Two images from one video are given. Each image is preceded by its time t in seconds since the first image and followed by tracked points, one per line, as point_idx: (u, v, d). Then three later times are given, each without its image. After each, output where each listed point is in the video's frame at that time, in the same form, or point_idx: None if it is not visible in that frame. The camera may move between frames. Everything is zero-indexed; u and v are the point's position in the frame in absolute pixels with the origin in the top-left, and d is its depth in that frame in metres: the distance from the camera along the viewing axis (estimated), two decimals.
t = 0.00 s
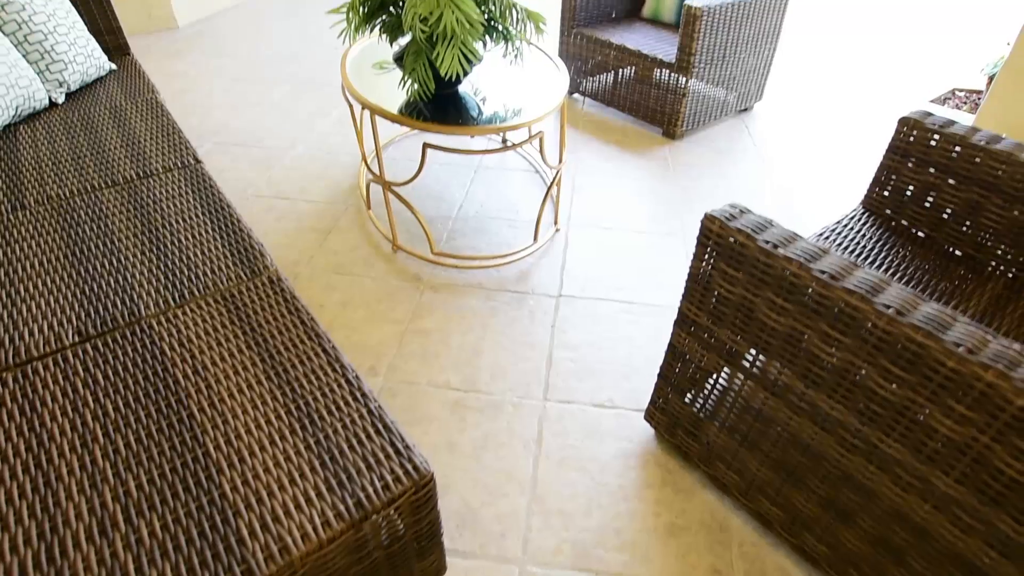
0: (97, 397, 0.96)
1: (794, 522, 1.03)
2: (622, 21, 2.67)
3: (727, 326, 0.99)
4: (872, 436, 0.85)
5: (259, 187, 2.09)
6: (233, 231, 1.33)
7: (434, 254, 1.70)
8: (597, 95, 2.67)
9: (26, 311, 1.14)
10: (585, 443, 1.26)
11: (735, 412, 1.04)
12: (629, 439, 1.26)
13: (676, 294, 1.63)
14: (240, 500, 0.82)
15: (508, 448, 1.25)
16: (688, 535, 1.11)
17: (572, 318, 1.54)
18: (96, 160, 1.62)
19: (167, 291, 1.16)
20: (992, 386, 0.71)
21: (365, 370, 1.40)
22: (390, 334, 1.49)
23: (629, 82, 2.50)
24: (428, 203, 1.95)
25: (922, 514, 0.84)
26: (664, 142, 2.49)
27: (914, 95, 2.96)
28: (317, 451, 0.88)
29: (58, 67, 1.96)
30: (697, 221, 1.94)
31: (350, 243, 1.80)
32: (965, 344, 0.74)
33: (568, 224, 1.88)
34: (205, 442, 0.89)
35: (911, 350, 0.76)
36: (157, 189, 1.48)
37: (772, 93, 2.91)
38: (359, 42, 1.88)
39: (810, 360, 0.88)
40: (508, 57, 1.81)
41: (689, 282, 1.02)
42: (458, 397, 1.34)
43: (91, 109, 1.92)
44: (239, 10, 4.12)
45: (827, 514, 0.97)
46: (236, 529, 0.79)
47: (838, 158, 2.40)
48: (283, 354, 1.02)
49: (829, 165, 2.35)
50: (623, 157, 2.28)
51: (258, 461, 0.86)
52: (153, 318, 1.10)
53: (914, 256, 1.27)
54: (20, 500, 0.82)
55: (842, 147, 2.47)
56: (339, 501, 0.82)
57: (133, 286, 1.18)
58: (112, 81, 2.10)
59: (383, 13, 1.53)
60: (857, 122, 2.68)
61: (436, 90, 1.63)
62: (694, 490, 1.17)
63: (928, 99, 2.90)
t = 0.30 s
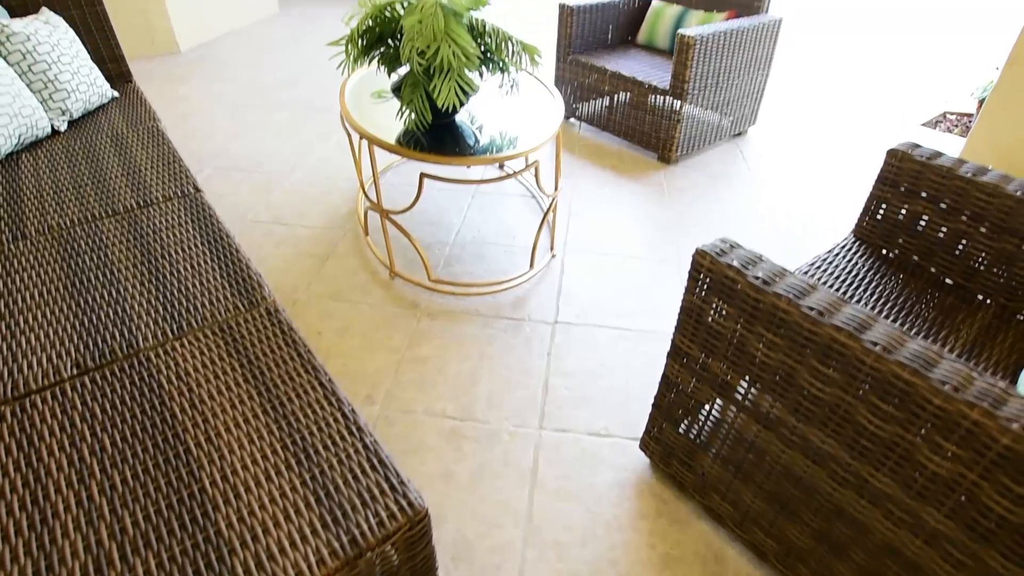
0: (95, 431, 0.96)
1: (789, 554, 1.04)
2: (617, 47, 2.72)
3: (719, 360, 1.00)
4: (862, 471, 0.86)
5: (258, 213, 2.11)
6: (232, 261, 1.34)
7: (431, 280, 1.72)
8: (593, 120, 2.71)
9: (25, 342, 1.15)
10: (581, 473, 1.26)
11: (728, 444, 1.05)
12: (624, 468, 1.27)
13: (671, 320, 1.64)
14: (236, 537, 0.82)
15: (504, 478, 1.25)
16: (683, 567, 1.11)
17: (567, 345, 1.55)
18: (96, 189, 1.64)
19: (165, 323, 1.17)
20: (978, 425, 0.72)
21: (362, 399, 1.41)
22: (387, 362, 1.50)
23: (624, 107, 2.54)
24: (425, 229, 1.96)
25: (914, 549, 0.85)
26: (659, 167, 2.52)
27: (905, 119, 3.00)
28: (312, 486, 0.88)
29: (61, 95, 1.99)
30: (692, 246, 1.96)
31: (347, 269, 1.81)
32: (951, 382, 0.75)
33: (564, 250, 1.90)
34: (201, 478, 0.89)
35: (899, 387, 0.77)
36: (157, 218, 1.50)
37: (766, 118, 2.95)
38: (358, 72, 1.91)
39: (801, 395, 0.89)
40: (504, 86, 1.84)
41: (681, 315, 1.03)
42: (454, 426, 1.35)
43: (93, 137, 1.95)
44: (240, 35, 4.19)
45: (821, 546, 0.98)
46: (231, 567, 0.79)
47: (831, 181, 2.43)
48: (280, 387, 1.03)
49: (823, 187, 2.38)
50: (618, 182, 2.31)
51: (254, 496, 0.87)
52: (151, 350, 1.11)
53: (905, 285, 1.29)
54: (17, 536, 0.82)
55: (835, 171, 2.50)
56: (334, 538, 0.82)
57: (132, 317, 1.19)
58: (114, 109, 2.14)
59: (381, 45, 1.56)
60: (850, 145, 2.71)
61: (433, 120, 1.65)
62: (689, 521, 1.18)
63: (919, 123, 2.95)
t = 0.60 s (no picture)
0: (92, 468, 0.97)
1: None
2: (613, 76, 2.78)
3: (713, 395, 1.01)
4: (855, 508, 0.87)
5: (257, 241, 2.12)
6: (231, 294, 1.36)
7: (429, 310, 1.73)
8: (589, 147, 2.75)
9: (24, 377, 1.16)
10: (577, 505, 1.26)
11: (723, 479, 1.05)
12: (620, 501, 1.27)
13: (668, 349, 1.65)
14: None
15: (501, 511, 1.25)
16: None
17: (564, 375, 1.55)
18: (98, 220, 1.66)
19: (164, 357, 1.18)
20: (967, 465, 0.72)
21: (359, 431, 1.41)
22: (384, 392, 1.51)
23: (620, 135, 2.58)
24: (423, 257, 1.98)
25: None
26: (655, 194, 2.54)
27: (897, 145, 3.06)
28: (309, 525, 0.89)
29: (64, 126, 2.03)
30: (687, 274, 1.98)
31: (346, 298, 1.83)
32: (940, 423, 0.76)
33: (561, 278, 1.92)
34: (198, 516, 0.90)
35: (889, 427, 0.78)
36: (157, 250, 1.51)
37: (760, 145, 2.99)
38: (357, 104, 1.95)
39: (794, 432, 0.90)
40: (501, 118, 1.87)
41: (675, 350, 1.04)
42: (451, 457, 1.35)
43: (95, 167, 1.97)
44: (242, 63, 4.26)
45: None
46: None
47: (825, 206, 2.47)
48: (277, 423, 1.04)
49: (817, 213, 2.41)
50: (615, 209, 2.34)
51: (251, 535, 0.87)
52: (150, 385, 1.12)
53: (898, 316, 1.30)
54: None
55: (829, 197, 2.54)
56: None
57: (131, 351, 1.20)
58: (117, 139, 2.17)
59: (380, 80, 1.59)
60: (843, 172, 2.76)
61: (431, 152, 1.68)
62: (686, 555, 1.17)
63: (911, 150, 3.00)
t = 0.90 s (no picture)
0: (88, 507, 0.96)
1: None
2: (608, 107, 2.82)
3: (707, 432, 1.01)
4: (851, 548, 0.87)
5: (256, 270, 2.14)
6: (229, 328, 1.37)
7: (426, 340, 1.74)
8: (586, 175, 2.78)
9: (22, 413, 1.16)
10: (574, 541, 1.26)
11: (719, 515, 1.05)
12: (618, 535, 1.27)
13: (664, 380, 1.66)
14: None
15: (497, 546, 1.24)
16: None
17: (561, 407, 1.56)
18: (99, 252, 1.68)
19: (162, 392, 1.19)
20: (959, 508, 0.73)
21: (357, 464, 1.41)
22: (381, 425, 1.51)
23: (616, 164, 2.61)
24: (421, 287, 2.00)
25: None
26: (651, 222, 2.57)
27: (888, 173, 3.10)
28: (303, 566, 0.89)
29: (67, 158, 2.06)
30: (684, 303, 2.00)
31: (344, 328, 1.84)
32: (931, 464, 0.76)
33: (558, 308, 1.93)
34: (193, 557, 0.89)
35: (881, 468, 0.79)
36: (157, 284, 1.53)
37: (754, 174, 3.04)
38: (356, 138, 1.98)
39: (789, 470, 0.90)
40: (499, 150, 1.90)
41: (670, 387, 1.05)
42: (447, 492, 1.35)
43: (97, 199, 2.00)
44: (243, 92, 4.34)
45: None
46: None
47: (819, 233, 2.50)
48: (273, 460, 1.05)
49: (812, 241, 2.44)
50: (611, 238, 2.36)
51: None
52: (147, 421, 1.12)
53: (890, 349, 1.31)
54: None
55: (823, 224, 2.57)
56: None
57: (129, 386, 1.21)
58: (119, 170, 2.20)
59: (379, 115, 1.62)
60: (838, 199, 2.79)
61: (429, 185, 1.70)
62: None
63: (904, 178, 3.05)
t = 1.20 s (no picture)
0: (82, 547, 0.96)
1: None
2: (604, 136, 2.87)
3: (703, 469, 1.01)
4: None
5: (254, 299, 2.15)
6: (227, 361, 1.37)
7: (423, 371, 1.74)
8: (583, 204, 2.81)
9: (18, 449, 1.16)
10: None
11: (716, 552, 1.05)
12: (615, 572, 1.26)
13: (661, 411, 1.66)
14: None
15: None
16: None
17: (558, 439, 1.56)
18: (99, 284, 1.69)
19: (158, 427, 1.19)
20: (952, 550, 0.73)
21: (353, 497, 1.40)
22: (378, 458, 1.50)
23: (612, 193, 2.64)
24: (419, 317, 2.01)
25: None
26: (647, 250, 2.58)
27: (882, 200, 3.15)
28: None
29: (69, 189, 2.08)
30: (680, 332, 2.01)
31: (342, 358, 1.84)
32: (924, 505, 0.76)
33: (555, 338, 1.94)
34: None
35: (874, 509, 0.79)
36: (156, 316, 1.53)
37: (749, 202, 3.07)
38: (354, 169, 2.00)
39: (784, 508, 0.90)
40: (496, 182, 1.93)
41: (665, 423, 1.05)
42: (443, 526, 1.34)
43: (98, 229, 2.02)
44: (244, 120, 4.39)
45: None
46: None
47: (815, 260, 2.52)
48: (268, 498, 1.04)
49: (808, 268, 2.45)
50: (608, 267, 2.38)
51: None
52: (143, 457, 1.12)
53: (884, 382, 1.32)
54: None
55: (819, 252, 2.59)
56: None
57: (126, 421, 1.21)
58: (120, 200, 2.23)
59: (378, 149, 1.64)
60: (832, 227, 2.82)
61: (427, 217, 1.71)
62: None
63: (898, 206, 3.08)
